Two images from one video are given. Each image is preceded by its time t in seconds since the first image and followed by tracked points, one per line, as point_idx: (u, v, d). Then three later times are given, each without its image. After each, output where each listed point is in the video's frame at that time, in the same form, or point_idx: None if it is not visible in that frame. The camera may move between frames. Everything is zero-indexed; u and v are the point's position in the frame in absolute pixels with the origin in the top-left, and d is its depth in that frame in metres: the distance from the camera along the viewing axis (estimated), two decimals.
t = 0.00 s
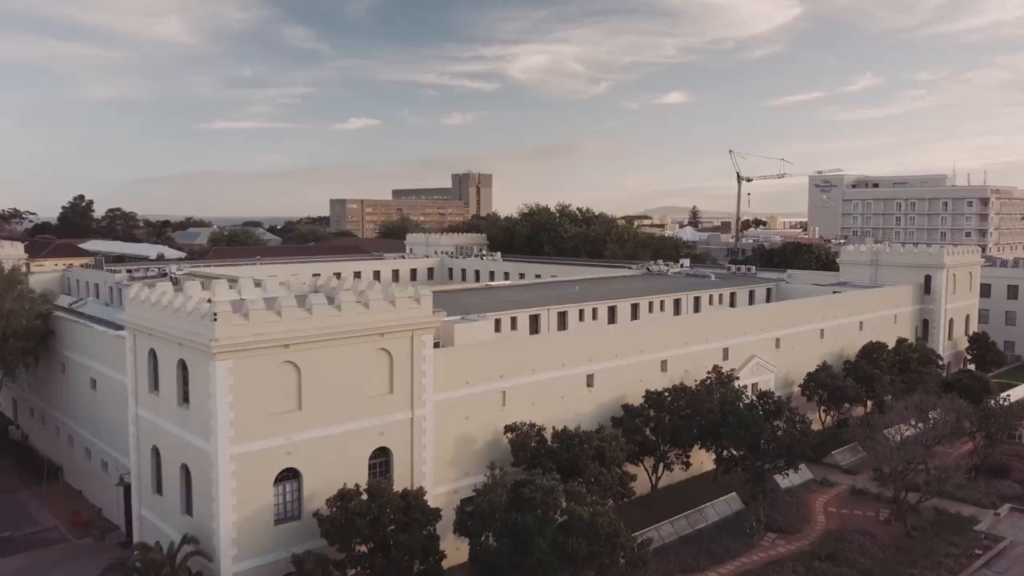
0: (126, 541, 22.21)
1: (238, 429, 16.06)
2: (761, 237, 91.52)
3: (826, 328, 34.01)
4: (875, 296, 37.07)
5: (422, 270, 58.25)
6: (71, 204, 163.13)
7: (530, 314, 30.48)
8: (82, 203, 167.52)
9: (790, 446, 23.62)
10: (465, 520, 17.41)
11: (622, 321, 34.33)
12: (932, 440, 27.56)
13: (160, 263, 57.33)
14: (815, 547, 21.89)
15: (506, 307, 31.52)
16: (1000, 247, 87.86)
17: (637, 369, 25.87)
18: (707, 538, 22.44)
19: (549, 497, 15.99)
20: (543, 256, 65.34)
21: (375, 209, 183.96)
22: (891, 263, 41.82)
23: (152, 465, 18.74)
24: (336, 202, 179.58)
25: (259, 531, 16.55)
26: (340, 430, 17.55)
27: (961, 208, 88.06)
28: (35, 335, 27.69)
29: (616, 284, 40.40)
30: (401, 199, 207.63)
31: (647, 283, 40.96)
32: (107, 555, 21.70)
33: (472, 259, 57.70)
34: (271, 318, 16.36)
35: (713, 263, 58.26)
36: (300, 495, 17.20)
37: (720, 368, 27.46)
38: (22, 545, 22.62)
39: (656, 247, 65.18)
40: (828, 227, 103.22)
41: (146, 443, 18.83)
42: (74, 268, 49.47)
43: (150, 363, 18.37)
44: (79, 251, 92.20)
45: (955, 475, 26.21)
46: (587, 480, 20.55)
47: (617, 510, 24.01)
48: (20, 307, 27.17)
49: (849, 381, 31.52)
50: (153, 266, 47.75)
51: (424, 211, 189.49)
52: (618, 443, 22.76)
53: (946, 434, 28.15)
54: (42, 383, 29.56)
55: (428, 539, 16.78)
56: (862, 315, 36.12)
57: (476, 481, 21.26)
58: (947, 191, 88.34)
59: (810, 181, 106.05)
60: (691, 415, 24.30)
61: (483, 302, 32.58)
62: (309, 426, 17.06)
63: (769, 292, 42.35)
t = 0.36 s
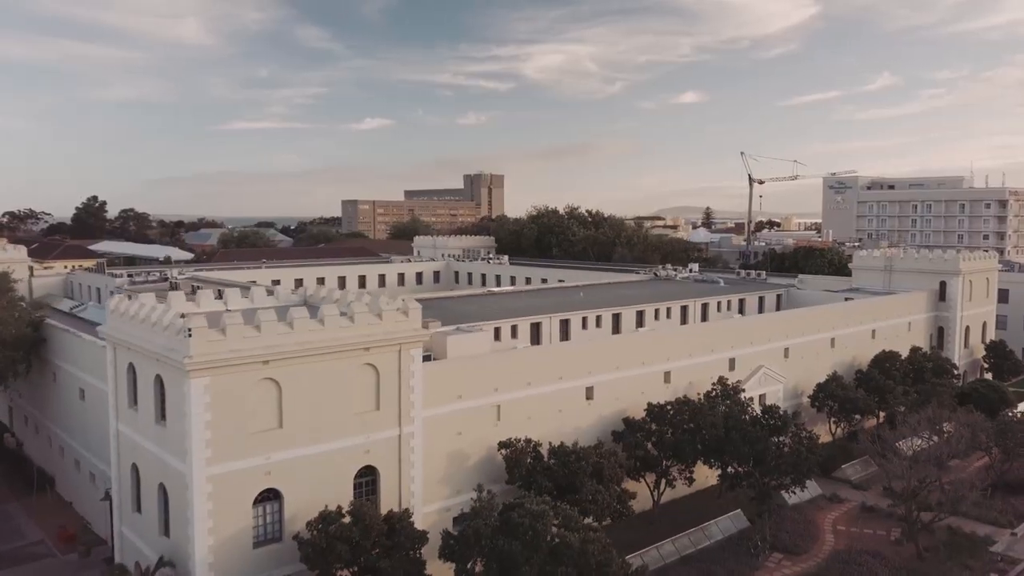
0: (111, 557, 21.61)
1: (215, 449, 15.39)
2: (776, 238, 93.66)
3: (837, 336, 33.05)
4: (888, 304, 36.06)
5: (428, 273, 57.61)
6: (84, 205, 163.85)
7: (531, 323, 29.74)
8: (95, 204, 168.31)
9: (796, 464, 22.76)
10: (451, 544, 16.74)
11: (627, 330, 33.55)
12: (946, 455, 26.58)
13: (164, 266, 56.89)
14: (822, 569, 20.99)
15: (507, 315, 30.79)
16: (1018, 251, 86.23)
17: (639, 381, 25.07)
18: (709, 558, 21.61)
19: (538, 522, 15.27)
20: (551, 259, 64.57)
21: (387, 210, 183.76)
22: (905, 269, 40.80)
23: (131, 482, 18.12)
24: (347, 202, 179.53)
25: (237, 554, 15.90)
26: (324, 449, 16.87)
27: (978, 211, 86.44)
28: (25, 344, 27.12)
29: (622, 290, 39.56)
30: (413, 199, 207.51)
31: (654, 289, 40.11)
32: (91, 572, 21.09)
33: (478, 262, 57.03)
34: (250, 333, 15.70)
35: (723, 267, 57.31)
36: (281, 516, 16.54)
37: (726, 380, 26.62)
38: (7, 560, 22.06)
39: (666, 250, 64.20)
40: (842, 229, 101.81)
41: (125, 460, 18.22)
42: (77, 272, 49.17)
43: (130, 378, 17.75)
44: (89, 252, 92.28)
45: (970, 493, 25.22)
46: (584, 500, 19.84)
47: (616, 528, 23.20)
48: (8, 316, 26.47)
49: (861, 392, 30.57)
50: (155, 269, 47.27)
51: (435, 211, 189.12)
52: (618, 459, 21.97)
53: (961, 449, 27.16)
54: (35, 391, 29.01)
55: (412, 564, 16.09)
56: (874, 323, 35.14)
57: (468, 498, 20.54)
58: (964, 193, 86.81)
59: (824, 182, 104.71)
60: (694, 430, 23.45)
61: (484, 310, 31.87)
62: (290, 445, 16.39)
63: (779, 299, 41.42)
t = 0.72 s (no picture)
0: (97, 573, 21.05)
1: (191, 470, 14.76)
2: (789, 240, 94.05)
3: (850, 345, 32.04)
4: (904, 311, 34.99)
5: (436, 277, 57.01)
6: (100, 206, 164.74)
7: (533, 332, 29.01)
8: (112, 205, 169.27)
9: (805, 481, 21.85)
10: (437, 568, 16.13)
11: (633, 339, 32.74)
12: (963, 471, 25.60)
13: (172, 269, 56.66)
14: None
15: (510, 322, 30.05)
16: None
17: (643, 393, 24.24)
18: None
19: (527, 549, 14.79)
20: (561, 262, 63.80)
21: (401, 211, 183.56)
22: (922, 274, 39.71)
23: (111, 501, 17.52)
24: (361, 202, 179.45)
25: None
26: (307, 469, 16.19)
27: (999, 212, 84.45)
28: (17, 352, 26.70)
29: (630, 296, 38.72)
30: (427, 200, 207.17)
31: (663, 294, 39.25)
32: None
33: (487, 266, 56.38)
34: (228, 349, 15.07)
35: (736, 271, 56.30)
36: (262, 538, 15.88)
37: (733, 392, 25.75)
38: None
39: (678, 255, 62.85)
40: (860, 231, 100.22)
41: (106, 477, 17.62)
42: (83, 276, 49.04)
43: (110, 392, 17.15)
44: (102, 254, 92.49)
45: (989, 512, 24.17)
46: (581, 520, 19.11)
47: (617, 546, 22.37)
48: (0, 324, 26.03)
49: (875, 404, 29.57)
50: (160, 273, 46.96)
51: (449, 212, 188.66)
52: (618, 477, 21.16)
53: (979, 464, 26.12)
54: (30, 399, 28.59)
55: None
56: (890, 331, 34.09)
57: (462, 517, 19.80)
58: (985, 194, 85.05)
59: (842, 183, 103.14)
60: (698, 445, 22.58)
61: (487, 317, 31.17)
62: (271, 465, 15.73)
63: (792, 305, 40.43)
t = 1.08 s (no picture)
0: None
1: (164, 492, 14.14)
2: (809, 241, 93.36)
3: (864, 355, 31.05)
4: (921, 319, 33.92)
5: (444, 280, 56.39)
6: (115, 207, 165.75)
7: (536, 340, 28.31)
8: (127, 206, 170.15)
9: (813, 501, 20.96)
10: None
11: (640, 348, 31.94)
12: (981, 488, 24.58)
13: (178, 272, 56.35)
14: None
15: (512, 330, 29.33)
16: None
17: (646, 407, 23.43)
18: None
19: None
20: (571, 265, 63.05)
21: (415, 212, 183.34)
22: (940, 281, 38.58)
23: (89, 520, 16.94)
24: (374, 203, 179.30)
25: None
26: (288, 490, 15.54)
27: (1021, 215, 83.00)
28: (9, 361, 26.28)
29: (638, 302, 37.88)
30: (441, 201, 206.96)
31: (672, 300, 38.39)
32: None
33: (495, 269, 55.65)
34: (204, 366, 14.44)
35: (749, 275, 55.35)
36: (241, 563, 15.25)
37: (740, 405, 24.90)
38: None
39: (689, 258, 60.85)
40: (876, 233, 98.82)
41: (84, 495, 17.05)
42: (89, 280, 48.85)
43: (88, 408, 16.59)
44: (114, 255, 92.82)
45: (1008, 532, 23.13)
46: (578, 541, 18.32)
47: (617, 566, 21.60)
48: None
49: (889, 416, 28.59)
50: (165, 277, 46.61)
51: (463, 213, 188.19)
52: (619, 495, 20.38)
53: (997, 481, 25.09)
54: (24, 408, 28.18)
55: None
56: (905, 340, 33.06)
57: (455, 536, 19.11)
58: (1006, 196, 83.49)
59: (859, 185, 101.43)
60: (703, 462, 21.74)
61: (489, 324, 30.48)
62: (250, 486, 15.11)
63: (805, 312, 39.39)
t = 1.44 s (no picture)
0: None
1: (133, 516, 13.52)
2: (824, 245, 92.01)
3: (877, 365, 30.04)
4: (938, 328, 32.83)
5: (451, 284, 55.75)
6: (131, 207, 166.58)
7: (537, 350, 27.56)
8: (143, 206, 171.06)
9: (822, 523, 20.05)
10: None
11: (646, 357, 31.12)
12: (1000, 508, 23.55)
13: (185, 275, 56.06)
14: None
15: (512, 339, 28.59)
16: None
17: (648, 421, 22.62)
18: None
19: None
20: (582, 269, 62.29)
21: (428, 213, 183.04)
22: (958, 287, 37.45)
23: (64, 539, 16.36)
24: (388, 204, 179.14)
25: None
26: (266, 513, 14.89)
27: None
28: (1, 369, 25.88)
29: (646, 308, 37.04)
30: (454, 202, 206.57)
31: (681, 306, 37.51)
32: None
33: (503, 273, 54.92)
34: (176, 386, 13.81)
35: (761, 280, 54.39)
36: None
37: (747, 419, 24.05)
38: None
39: (701, 262, 59.70)
40: (894, 236, 97.28)
41: (59, 514, 16.47)
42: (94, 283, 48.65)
43: (62, 425, 15.99)
44: (126, 257, 93.05)
45: None
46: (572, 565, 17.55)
47: None
48: None
49: (903, 430, 27.59)
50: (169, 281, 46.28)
51: (477, 213, 187.85)
52: (617, 515, 19.59)
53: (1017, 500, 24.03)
54: (17, 416, 27.76)
55: None
56: (921, 349, 32.03)
57: (445, 557, 18.41)
58: None
59: (877, 187, 99.74)
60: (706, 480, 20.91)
61: (490, 332, 29.74)
62: (226, 509, 14.47)
63: (818, 319, 38.36)
